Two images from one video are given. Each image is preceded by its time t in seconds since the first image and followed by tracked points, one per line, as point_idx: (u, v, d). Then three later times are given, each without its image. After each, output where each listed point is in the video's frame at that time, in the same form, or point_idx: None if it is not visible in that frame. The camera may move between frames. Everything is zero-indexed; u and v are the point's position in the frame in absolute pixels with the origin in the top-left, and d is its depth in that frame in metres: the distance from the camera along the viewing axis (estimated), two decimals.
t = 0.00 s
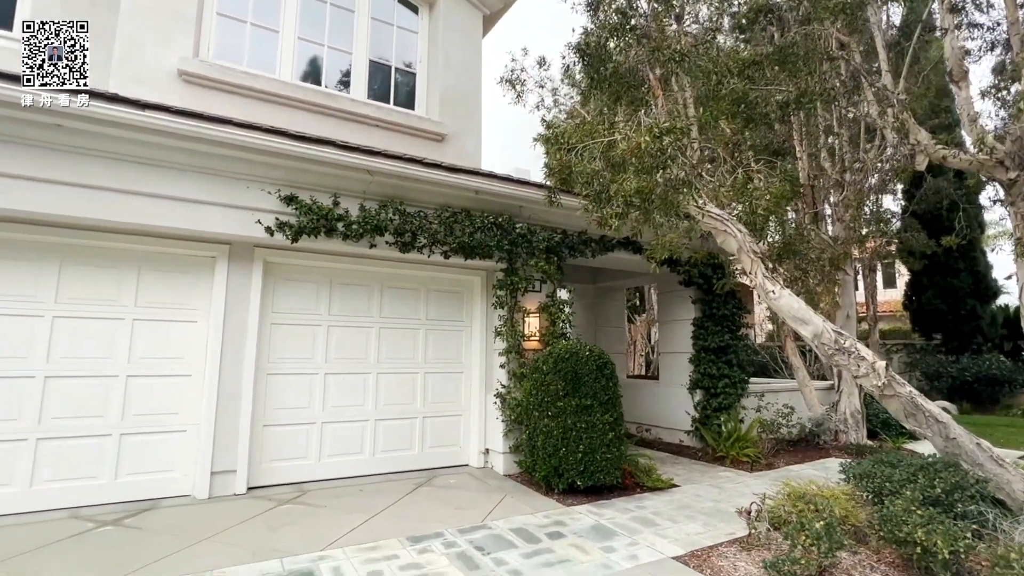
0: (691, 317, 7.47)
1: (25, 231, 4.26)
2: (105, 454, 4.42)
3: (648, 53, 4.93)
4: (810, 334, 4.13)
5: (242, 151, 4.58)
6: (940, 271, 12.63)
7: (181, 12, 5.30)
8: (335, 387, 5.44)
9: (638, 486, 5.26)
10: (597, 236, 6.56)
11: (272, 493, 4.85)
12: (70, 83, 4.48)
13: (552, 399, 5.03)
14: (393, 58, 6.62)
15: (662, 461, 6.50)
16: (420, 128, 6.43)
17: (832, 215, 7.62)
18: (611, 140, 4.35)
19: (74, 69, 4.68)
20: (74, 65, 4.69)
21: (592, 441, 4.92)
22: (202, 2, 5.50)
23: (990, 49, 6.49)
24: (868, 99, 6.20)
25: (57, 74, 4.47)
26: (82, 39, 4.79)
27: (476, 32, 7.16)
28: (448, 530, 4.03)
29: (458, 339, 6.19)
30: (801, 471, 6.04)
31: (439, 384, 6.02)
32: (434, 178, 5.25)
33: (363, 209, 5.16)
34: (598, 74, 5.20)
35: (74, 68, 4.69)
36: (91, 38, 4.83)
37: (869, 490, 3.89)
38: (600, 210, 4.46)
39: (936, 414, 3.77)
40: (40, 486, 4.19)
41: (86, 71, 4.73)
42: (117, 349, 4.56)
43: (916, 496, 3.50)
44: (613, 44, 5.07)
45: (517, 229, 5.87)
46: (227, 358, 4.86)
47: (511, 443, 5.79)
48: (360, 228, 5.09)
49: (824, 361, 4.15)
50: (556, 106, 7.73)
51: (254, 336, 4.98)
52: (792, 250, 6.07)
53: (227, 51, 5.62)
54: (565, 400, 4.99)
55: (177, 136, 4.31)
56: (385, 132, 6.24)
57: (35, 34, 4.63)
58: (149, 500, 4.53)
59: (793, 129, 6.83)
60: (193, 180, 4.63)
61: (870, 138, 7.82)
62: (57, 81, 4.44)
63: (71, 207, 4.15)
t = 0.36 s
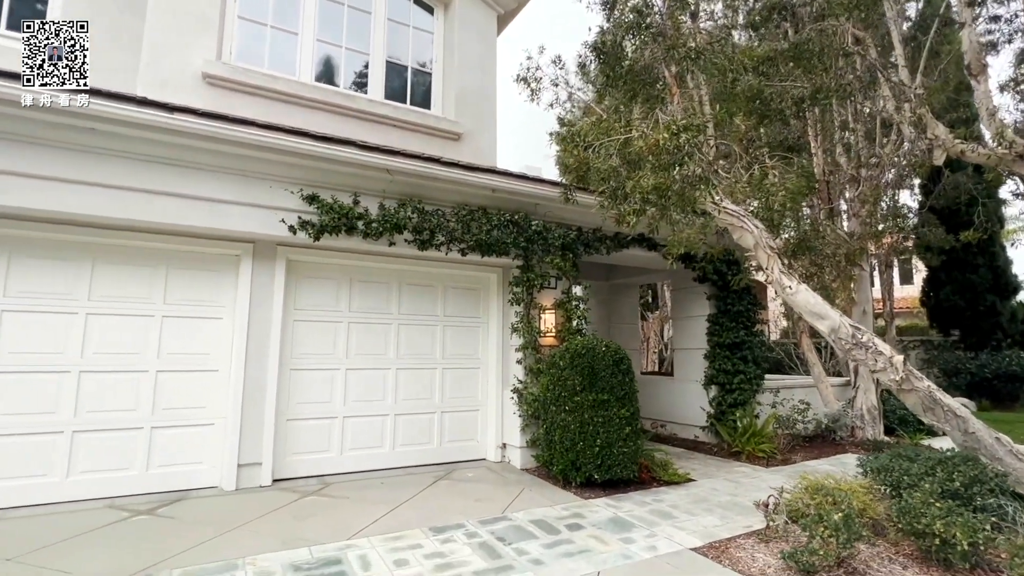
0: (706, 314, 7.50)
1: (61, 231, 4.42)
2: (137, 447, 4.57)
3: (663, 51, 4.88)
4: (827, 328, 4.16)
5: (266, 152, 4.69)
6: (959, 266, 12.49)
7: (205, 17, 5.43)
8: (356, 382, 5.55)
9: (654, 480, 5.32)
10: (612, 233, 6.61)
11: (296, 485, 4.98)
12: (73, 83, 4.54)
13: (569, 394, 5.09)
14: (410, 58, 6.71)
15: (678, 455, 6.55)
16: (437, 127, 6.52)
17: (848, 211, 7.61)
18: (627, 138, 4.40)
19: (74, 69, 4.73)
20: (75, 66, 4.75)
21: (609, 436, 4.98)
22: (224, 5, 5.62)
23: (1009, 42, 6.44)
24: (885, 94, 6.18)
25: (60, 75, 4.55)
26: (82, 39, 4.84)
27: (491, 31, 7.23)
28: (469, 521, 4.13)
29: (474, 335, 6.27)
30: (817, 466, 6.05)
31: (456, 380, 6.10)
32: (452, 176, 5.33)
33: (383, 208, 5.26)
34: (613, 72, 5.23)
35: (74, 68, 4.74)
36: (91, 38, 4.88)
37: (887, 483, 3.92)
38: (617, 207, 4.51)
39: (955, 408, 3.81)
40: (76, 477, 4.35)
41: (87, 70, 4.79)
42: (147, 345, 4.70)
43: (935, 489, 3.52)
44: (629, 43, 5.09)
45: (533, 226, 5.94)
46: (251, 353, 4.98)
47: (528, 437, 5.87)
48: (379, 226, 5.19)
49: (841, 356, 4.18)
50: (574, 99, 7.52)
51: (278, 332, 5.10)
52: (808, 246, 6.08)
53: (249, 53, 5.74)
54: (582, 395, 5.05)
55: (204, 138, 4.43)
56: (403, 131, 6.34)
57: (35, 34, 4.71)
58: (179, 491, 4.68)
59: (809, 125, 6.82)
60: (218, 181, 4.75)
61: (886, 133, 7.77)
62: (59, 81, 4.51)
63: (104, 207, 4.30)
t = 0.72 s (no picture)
0: (730, 313, 7.50)
1: (103, 235, 4.54)
2: (181, 443, 4.71)
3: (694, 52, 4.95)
4: (861, 328, 4.17)
5: (304, 156, 4.80)
6: (985, 264, 12.23)
7: (240, 24, 5.57)
8: (388, 381, 5.65)
9: (684, 478, 5.36)
10: (637, 232, 6.65)
11: (333, 482, 5.09)
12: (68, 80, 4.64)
13: (600, 393, 5.14)
14: (436, 61, 6.79)
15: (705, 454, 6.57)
16: (464, 129, 6.59)
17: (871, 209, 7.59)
18: (660, 140, 4.44)
19: (73, 69, 4.84)
20: (73, 65, 4.86)
21: (640, 434, 5.02)
22: (258, 13, 5.75)
23: None
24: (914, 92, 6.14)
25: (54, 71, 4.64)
26: (82, 39, 4.97)
27: (515, 33, 7.30)
28: (506, 517, 4.20)
29: (502, 334, 6.34)
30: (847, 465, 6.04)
31: (485, 379, 6.18)
32: (482, 178, 5.41)
33: (415, 210, 5.35)
34: (641, 73, 5.16)
35: (74, 68, 4.86)
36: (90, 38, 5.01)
37: (924, 482, 3.92)
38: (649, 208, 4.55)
39: (992, 407, 3.80)
40: (124, 472, 4.49)
41: (86, 70, 4.90)
42: (189, 345, 4.84)
43: (976, 487, 3.52)
44: (659, 45, 5.11)
45: (560, 226, 5.99)
46: (289, 353, 5.10)
47: (557, 436, 5.93)
48: (411, 228, 5.29)
49: (874, 355, 4.19)
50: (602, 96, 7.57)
51: (313, 332, 5.21)
52: (835, 245, 6.07)
53: (281, 59, 5.86)
54: (613, 394, 5.09)
55: (245, 143, 4.55)
56: (431, 134, 6.42)
57: (35, 34, 4.82)
58: (221, 487, 4.80)
59: (836, 123, 6.80)
60: (257, 184, 4.86)
61: (912, 131, 7.71)
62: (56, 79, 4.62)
63: (149, 211, 4.43)
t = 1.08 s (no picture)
0: (764, 311, 7.47)
1: (161, 238, 4.70)
2: (235, 439, 4.86)
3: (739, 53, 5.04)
4: (909, 325, 4.15)
5: (351, 160, 4.92)
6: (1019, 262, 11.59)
7: (284, 32, 5.72)
8: (429, 380, 5.75)
9: (724, 476, 5.38)
10: (671, 231, 6.68)
11: (379, 477, 5.20)
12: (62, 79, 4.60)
13: (641, 391, 5.18)
14: (471, 64, 6.89)
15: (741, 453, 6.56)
16: (500, 131, 6.68)
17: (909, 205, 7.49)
18: (703, 140, 4.47)
19: (73, 69, 4.78)
20: (74, 66, 4.83)
21: (682, 432, 5.06)
22: (301, 20, 5.89)
23: None
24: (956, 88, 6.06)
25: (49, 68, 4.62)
26: (82, 38, 4.94)
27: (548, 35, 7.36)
28: (554, 513, 4.26)
29: (538, 333, 6.41)
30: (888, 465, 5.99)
31: (522, 377, 6.25)
32: (521, 179, 5.48)
33: (456, 211, 5.44)
34: (682, 73, 5.07)
35: (74, 68, 4.81)
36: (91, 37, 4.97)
37: (976, 480, 3.90)
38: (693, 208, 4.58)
39: None
40: (182, 467, 4.66)
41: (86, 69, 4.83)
42: (242, 344, 4.99)
43: None
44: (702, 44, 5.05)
45: (597, 227, 6.04)
46: (335, 351, 5.23)
47: (595, 434, 5.98)
48: (453, 229, 5.38)
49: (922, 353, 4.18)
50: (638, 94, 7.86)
51: (358, 332, 5.33)
52: (875, 243, 6.03)
53: (323, 64, 6.00)
54: (654, 392, 5.13)
55: (296, 148, 4.67)
56: (467, 136, 6.52)
57: (35, 34, 4.86)
58: (272, 482, 4.95)
59: (873, 120, 6.74)
60: (305, 188, 4.98)
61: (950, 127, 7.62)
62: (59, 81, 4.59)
63: (205, 215, 4.55)
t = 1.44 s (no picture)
0: (806, 310, 7.35)
1: (216, 240, 4.81)
2: (287, 437, 4.96)
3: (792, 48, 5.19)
4: (971, 323, 4.04)
5: (399, 162, 4.97)
6: None
7: (328, 37, 5.83)
8: (473, 379, 5.79)
9: (773, 477, 5.30)
10: (712, 229, 6.61)
11: (426, 476, 5.25)
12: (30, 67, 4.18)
13: (688, 390, 5.13)
14: (508, 65, 6.93)
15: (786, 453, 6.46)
16: (538, 131, 6.70)
17: (959, 200, 7.28)
18: (754, 136, 4.43)
19: (74, 70, 4.33)
20: (73, 65, 4.47)
21: (730, 431, 5.01)
22: (344, 24, 5.99)
23: None
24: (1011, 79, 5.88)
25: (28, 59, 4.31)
26: (82, 38, 4.81)
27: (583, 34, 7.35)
28: (606, 512, 4.26)
29: (579, 332, 6.40)
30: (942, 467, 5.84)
31: (564, 377, 6.25)
32: (563, 179, 5.49)
33: (500, 211, 5.46)
34: (729, 69, 5.28)
35: (73, 68, 4.38)
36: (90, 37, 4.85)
37: None
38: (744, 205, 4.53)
39: None
40: (238, 463, 4.78)
41: (85, 69, 4.44)
42: (292, 343, 5.09)
43: None
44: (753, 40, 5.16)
45: (638, 225, 6.02)
46: (383, 350, 5.30)
47: (638, 433, 5.95)
48: (497, 229, 5.41)
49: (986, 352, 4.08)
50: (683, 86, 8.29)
51: (404, 331, 5.40)
52: (926, 239, 5.88)
53: (365, 68, 6.10)
54: (701, 391, 5.09)
55: (346, 151, 4.74)
56: (506, 136, 6.54)
57: (36, 35, 4.70)
58: (323, 479, 5.04)
59: (920, 114, 6.59)
60: (354, 189, 5.02)
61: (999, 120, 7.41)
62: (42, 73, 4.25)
63: (259, 217, 4.65)
